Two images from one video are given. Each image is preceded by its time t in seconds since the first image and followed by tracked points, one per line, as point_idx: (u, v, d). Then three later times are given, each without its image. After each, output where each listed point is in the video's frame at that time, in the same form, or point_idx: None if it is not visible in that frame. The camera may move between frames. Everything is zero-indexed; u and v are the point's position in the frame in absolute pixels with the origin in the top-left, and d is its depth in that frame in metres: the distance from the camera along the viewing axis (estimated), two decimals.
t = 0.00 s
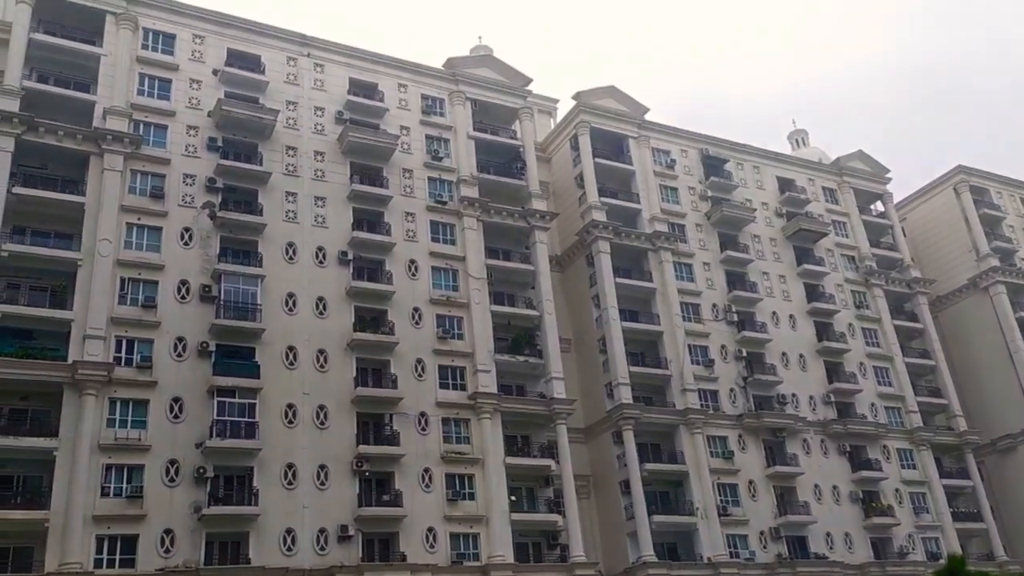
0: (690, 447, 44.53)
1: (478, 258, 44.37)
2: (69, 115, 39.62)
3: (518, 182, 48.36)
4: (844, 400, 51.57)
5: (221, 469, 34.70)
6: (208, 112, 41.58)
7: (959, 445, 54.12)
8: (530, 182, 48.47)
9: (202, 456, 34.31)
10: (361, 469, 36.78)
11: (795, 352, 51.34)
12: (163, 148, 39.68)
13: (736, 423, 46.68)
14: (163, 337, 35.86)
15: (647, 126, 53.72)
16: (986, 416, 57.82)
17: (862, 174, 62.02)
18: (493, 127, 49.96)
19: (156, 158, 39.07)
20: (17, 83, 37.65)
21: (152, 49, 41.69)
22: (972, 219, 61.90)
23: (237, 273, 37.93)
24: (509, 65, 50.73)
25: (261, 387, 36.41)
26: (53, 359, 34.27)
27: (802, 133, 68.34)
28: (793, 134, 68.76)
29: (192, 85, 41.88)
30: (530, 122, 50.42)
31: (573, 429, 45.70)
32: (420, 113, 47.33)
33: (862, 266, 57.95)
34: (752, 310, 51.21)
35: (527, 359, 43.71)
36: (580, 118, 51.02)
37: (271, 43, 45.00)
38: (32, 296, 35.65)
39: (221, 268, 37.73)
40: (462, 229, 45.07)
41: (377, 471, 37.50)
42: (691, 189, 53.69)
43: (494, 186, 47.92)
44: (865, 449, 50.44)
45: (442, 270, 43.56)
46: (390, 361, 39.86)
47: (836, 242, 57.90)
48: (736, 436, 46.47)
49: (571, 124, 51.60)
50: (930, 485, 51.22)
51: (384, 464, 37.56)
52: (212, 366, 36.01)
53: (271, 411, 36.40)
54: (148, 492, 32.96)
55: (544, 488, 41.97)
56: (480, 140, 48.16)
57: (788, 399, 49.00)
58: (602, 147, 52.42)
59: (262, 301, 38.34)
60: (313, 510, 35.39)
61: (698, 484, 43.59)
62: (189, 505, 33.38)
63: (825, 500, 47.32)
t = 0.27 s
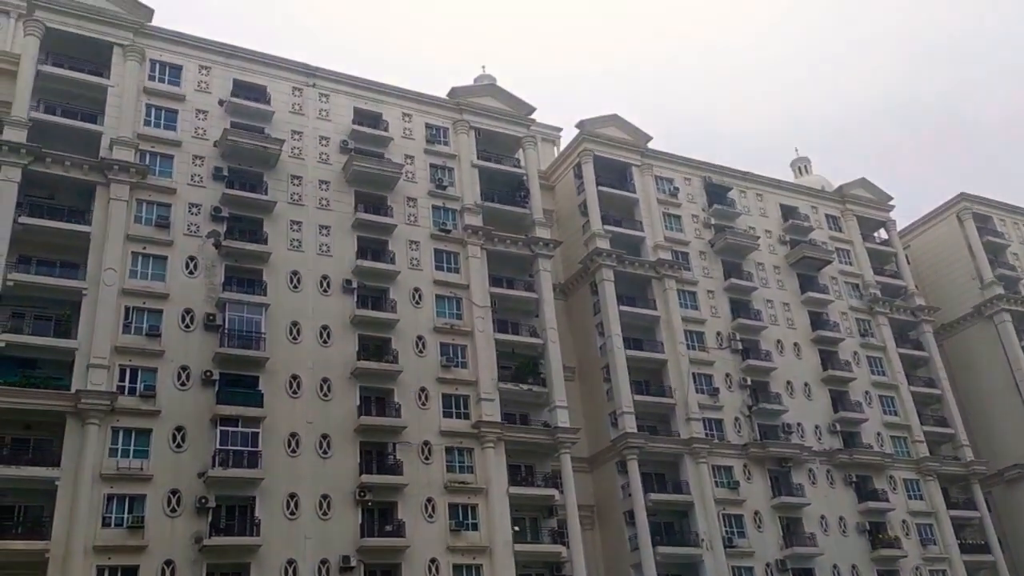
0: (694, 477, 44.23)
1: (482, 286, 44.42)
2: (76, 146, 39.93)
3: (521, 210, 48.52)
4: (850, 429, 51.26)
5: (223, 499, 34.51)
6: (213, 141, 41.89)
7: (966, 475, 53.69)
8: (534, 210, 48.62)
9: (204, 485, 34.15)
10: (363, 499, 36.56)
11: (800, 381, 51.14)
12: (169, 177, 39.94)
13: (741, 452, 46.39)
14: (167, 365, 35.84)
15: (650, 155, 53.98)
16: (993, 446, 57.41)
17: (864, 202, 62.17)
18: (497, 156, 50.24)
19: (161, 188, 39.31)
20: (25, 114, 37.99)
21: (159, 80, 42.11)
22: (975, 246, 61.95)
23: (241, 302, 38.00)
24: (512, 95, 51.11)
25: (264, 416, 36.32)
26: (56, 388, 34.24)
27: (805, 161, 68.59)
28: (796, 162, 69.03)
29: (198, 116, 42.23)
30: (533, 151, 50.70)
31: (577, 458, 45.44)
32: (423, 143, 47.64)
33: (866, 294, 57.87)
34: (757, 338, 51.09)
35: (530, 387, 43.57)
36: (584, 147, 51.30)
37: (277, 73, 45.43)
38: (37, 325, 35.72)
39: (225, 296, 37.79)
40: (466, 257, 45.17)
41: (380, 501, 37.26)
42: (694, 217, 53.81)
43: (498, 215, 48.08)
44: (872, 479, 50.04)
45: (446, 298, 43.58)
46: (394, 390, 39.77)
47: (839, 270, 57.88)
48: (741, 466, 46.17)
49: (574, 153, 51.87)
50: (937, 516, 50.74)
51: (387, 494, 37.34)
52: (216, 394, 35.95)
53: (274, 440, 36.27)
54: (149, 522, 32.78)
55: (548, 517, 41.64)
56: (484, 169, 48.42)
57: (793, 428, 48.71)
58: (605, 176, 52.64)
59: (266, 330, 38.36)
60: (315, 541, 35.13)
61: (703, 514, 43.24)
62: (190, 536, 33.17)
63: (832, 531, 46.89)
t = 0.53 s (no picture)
0: (699, 495, 43.93)
1: (484, 304, 44.36)
2: (79, 166, 40.06)
3: (523, 228, 48.54)
4: (856, 446, 50.94)
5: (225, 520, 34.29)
6: (216, 161, 42.01)
7: (973, 492, 53.28)
8: (536, 228, 48.65)
9: (206, 506, 33.94)
10: (366, 519, 36.33)
11: (804, 398, 50.90)
12: (171, 197, 40.03)
13: (747, 469, 46.10)
14: (169, 386, 35.74)
15: (651, 172, 54.08)
16: (1000, 462, 57.00)
17: (867, 219, 62.18)
18: (499, 175, 50.34)
19: (164, 208, 39.38)
20: (28, 135, 38.15)
21: (161, 100, 42.29)
22: (979, 262, 61.88)
23: (243, 321, 37.94)
24: (514, 113, 51.28)
25: (267, 436, 36.15)
26: (58, 409, 34.11)
27: (806, 179, 68.69)
28: (798, 180, 69.11)
29: (201, 136, 42.39)
30: (535, 169, 50.81)
31: (581, 476, 45.17)
32: (426, 162, 47.77)
33: (869, 311, 57.73)
34: (760, 355, 50.92)
35: (533, 406, 43.38)
36: (585, 165, 51.39)
37: (279, 94, 45.64)
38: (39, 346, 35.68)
39: (228, 316, 37.74)
40: (468, 275, 45.15)
41: (383, 521, 37.00)
42: (696, 234, 53.80)
43: (500, 233, 48.11)
44: (878, 496, 49.66)
45: (448, 316, 43.51)
46: (396, 409, 39.60)
47: (843, 286, 57.77)
48: (746, 484, 45.86)
49: (576, 171, 51.97)
50: (945, 533, 50.30)
51: (390, 514, 37.09)
52: (218, 414, 35.82)
53: (276, 460, 36.08)
54: (151, 544, 32.56)
55: (552, 537, 41.31)
56: (486, 188, 48.49)
57: (799, 445, 48.42)
58: (606, 194, 52.71)
59: (269, 349, 38.28)
60: (318, 561, 34.86)
61: (709, 532, 42.90)
62: (192, 557, 32.93)
63: (839, 549, 46.47)
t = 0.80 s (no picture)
0: (704, 511, 43.67)
1: (486, 321, 44.29)
2: (82, 184, 40.18)
3: (525, 244, 48.54)
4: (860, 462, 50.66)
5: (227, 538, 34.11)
6: (218, 179, 42.12)
7: (979, 507, 52.93)
8: (537, 244, 48.66)
9: (207, 525, 33.78)
10: (369, 537, 36.12)
11: (808, 413, 50.69)
12: (173, 215, 40.11)
13: (751, 486, 45.85)
14: (170, 404, 35.66)
15: (653, 188, 54.13)
16: (1006, 478, 56.65)
17: (869, 234, 62.16)
18: (501, 191, 50.41)
19: (166, 225, 39.44)
20: (31, 154, 38.29)
21: (164, 119, 42.46)
22: (981, 277, 61.80)
23: (245, 339, 37.90)
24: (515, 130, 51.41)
25: (269, 454, 36.03)
26: (60, 427, 34.04)
27: (808, 194, 68.73)
28: (800, 195, 69.15)
29: (203, 154, 42.52)
30: (536, 185, 50.90)
31: (584, 493, 44.91)
32: (428, 178, 47.86)
33: (873, 326, 57.58)
34: (764, 370, 50.76)
35: (536, 422, 43.21)
36: (587, 181, 51.46)
37: (281, 111, 45.81)
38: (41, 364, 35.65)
39: (230, 333, 37.70)
40: (471, 292, 45.12)
41: (386, 539, 36.79)
42: (698, 250, 53.78)
43: (502, 249, 48.12)
44: (883, 512, 49.34)
45: (450, 333, 43.44)
46: (399, 426, 39.46)
47: (846, 301, 57.66)
48: (751, 501, 45.59)
49: (578, 187, 52.04)
50: (951, 550, 49.93)
51: (392, 531, 36.89)
52: (220, 432, 35.73)
53: (278, 478, 35.94)
54: (152, 563, 32.38)
55: (555, 554, 41.02)
56: (487, 204, 48.55)
57: (803, 461, 48.16)
58: (608, 210, 52.74)
59: (271, 367, 38.22)
60: None
61: (713, 549, 42.61)
62: None
63: (844, 566, 46.13)
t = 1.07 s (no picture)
0: (708, 524, 43.47)
1: (488, 334, 44.25)
2: (84, 200, 40.26)
3: (527, 257, 48.54)
4: (865, 474, 50.43)
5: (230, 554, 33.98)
6: (220, 194, 42.20)
7: (985, 518, 52.64)
8: (539, 257, 48.66)
9: (210, 541, 33.66)
10: (372, 552, 35.97)
11: (812, 424, 50.51)
12: (176, 230, 40.16)
13: (755, 497, 45.65)
14: (173, 419, 35.60)
15: (654, 201, 54.17)
16: (1012, 488, 56.34)
17: (871, 245, 62.12)
18: (502, 204, 50.47)
19: (168, 240, 39.49)
20: (34, 170, 38.38)
21: (166, 134, 42.57)
22: (984, 287, 61.71)
23: (247, 354, 37.86)
24: (517, 143, 51.50)
25: (272, 469, 35.94)
26: (62, 444, 33.98)
27: (810, 204, 68.75)
28: (801, 206, 69.16)
29: (205, 169, 42.62)
30: (538, 198, 50.98)
31: (588, 506, 44.70)
32: (429, 192, 47.94)
33: (876, 336, 57.46)
34: (767, 382, 50.62)
35: (539, 435, 43.07)
36: (588, 193, 51.50)
37: (283, 126, 45.93)
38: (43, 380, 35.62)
39: (232, 348, 37.67)
40: (473, 305, 45.10)
41: (389, 554, 36.63)
42: (700, 261, 53.75)
43: (504, 262, 48.12)
44: (889, 523, 49.08)
45: (453, 346, 43.39)
46: (401, 440, 39.35)
47: (849, 312, 57.57)
48: (755, 513, 45.38)
49: (579, 199, 52.09)
50: (957, 561, 49.64)
51: (396, 546, 36.74)
52: (222, 448, 35.65)
53: (281, 493, 35.83)
54: None
55: (560, 568, 40.80)
56: (489, 217, 48.59)
57: (807, 473, 47.95)
58: (609, 222, 52.77)
59: (273, 381, 38.16)
60: None
61: (718, 562, 42.38)
62: None
63: None
